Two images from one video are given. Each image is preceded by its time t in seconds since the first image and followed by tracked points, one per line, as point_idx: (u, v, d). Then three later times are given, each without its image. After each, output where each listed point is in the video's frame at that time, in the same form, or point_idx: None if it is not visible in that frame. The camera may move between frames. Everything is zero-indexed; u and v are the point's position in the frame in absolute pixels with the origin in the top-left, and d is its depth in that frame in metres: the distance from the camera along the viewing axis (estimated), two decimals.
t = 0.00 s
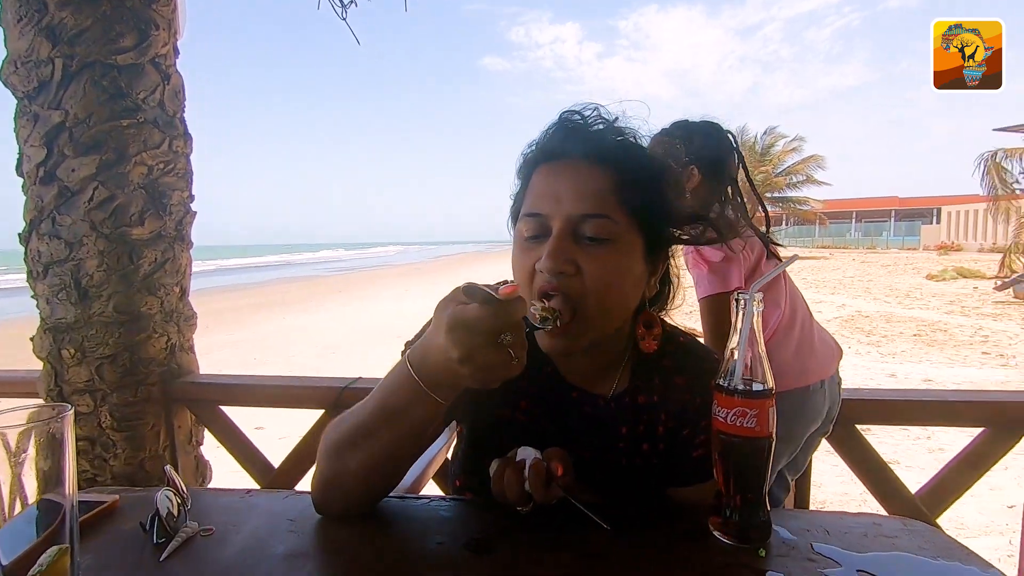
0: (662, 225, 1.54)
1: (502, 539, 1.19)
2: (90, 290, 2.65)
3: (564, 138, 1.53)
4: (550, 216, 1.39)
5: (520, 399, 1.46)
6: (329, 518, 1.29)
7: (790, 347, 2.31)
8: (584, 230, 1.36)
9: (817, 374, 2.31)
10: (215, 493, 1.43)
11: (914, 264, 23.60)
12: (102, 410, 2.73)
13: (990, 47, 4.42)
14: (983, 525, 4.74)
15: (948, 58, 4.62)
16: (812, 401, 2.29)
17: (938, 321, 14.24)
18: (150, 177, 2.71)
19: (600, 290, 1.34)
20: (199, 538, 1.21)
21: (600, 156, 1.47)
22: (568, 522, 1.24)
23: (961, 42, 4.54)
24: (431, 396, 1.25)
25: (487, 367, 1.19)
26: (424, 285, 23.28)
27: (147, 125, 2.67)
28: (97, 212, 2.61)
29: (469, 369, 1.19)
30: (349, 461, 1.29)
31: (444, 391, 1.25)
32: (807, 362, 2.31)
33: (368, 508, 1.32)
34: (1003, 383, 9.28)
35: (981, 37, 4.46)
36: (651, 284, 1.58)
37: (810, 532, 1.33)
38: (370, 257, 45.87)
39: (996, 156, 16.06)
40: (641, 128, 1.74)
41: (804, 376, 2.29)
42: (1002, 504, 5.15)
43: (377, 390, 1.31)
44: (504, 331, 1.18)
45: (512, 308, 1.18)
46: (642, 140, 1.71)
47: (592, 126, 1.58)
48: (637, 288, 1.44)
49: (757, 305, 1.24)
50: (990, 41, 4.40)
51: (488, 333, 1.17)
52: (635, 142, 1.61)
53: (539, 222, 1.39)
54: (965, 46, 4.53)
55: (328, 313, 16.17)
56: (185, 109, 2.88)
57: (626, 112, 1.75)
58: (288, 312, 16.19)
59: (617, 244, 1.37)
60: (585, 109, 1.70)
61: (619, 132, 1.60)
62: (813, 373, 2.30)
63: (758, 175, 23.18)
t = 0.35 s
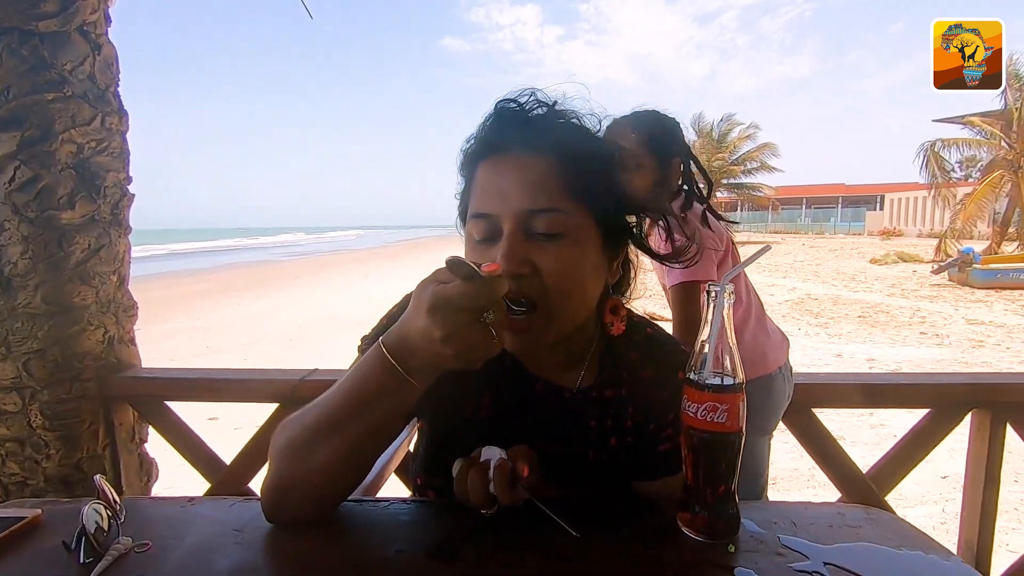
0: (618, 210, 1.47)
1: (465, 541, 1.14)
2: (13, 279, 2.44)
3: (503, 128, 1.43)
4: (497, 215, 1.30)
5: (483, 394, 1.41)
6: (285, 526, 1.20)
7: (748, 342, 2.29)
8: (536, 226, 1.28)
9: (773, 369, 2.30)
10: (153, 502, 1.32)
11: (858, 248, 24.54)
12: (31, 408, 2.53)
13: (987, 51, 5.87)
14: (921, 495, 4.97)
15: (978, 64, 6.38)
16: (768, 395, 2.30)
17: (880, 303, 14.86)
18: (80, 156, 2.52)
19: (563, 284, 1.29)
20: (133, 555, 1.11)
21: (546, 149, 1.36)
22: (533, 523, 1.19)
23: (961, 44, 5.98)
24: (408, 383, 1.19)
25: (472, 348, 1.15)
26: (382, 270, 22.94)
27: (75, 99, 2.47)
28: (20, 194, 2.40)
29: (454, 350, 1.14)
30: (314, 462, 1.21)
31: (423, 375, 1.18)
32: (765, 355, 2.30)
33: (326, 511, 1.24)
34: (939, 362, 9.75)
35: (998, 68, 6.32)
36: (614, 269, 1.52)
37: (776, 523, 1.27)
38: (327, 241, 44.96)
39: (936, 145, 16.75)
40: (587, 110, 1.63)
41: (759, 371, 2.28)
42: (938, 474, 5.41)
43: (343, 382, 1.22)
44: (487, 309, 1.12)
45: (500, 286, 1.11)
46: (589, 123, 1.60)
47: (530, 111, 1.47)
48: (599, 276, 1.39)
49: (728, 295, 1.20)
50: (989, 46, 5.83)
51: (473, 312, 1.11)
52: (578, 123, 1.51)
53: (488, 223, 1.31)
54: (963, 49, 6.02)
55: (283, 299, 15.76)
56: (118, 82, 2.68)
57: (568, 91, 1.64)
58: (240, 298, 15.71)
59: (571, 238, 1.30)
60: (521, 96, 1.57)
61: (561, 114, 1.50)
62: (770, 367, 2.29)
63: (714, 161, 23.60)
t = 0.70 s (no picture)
0: (578, 195, 1.44)
1: (431, 537, 1.11)
2: None
3: (456, 119, 1.36)
4: (462, 210, 1.25)
5: (446, 385, 1.39)
6: (242, 526, 1.16)
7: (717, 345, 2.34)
8: (502, 218, 1.24)
9: (740, 375, 2.32)
10: (101, 506, 1.26)
11: (808, 232, 25.36)
12: None
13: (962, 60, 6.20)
14: (866, 467, 5.20)
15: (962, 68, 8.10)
16: (740, 401, 2.33)
17: (829, 285, 15.40)
18: (10, 139, 2.37)
19: (533, 277, 1.26)
20: (80, 563, 1.05)
21: (504, 140, 1.31)
22: (500, 514, 1.18)
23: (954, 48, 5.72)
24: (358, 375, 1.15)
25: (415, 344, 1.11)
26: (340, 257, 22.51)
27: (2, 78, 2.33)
28: None
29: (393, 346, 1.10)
30: (264, 459, 1.16)
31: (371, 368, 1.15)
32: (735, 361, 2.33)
33: (286, 510, 1.20)
34: (884, 341, 10.20)
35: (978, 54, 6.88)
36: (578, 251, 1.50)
37: (735, 503, 1.29)
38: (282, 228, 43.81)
39: (882, 132, 17.38)
40: (539, 94, 1.57)
41: (724, 374, 2.34)
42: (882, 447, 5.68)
43: (294, 376, 1.19)
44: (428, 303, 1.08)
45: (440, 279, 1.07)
46: (543, 107, 1.55)
47: (481, 99, 1.41)
48: (565, 263, 1.37)
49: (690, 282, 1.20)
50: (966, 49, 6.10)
51: (413, 305, 1.07)
52: (529, 106, 1.46)
53: (452, 220, 1.26)
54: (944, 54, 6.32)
55: (237, 288, 15.31)
56: (51, 60, 2.52)
57: (518, 75, 1.58)
58: (192, 287, 15.18)
59: (540, 225, 1.27)
60: (469, 84, 1.49)
61: (512, 99, 1.45)
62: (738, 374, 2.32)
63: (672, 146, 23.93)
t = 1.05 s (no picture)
0: (562, 188, 1.47)
1: (415, 520, 1.14)
2: None
3: (444, 106, 1.37)
4: (449, 199, 1.27)
5: (429, 374, 1.41)
6: (217, 513, 1.17)
7: (781, 393, 2.13)
8: (487, 208, 1.26)
9: (795, 433, 2.15)
10: (84, 496, 1.27)
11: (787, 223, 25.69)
12: None
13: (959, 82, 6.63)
14: (841, 452, 5.33)
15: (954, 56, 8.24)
16: (786, 454, 2.17)
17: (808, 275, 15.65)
18: None
19: (516, 267, 1.28)
20: (64, 552, 1.06)
21: (493, 128, 1.33)
22: (481, 498, 1.21)
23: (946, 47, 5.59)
24: (258, 380, 1.17)
25: (255, 344, 1.02)
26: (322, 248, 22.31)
27: None
28: None
29: (240, 352, 1.03)
30: (203, 457, 1.20)
31: (268, 374, 1.16)
32: (795, 417, 2.13)
33: (264, 499, 1.22)
34: (859, 329, 10.41)
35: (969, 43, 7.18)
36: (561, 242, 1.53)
37: (709, 484, 1.34)
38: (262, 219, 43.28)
39: (860, 124, 17.65)
40: (528, 86, 1.58)
41: (781, 425, 2.14)
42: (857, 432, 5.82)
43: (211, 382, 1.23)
44: (238, 301, 0.98)
45: (231, 274, 0.96)
46: (531, 100, 1.57)
47: (470, 88, 1.41)
48: (549, 253, 1.40)
49: (665, 272, 1.24)
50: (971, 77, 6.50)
51: (220, 304, 0.97)
52: (518, 97, 1.48)
53: (439, 209, 1.28)
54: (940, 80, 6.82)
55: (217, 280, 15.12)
56: (22, 47, 2.48)
57: (506, 66, 1.58)
58: (170, 280, 14.94)
59: (523, 216, 1.29)
60: (458, 73, 1.50)
61: (501, 88, 1.46)
62: (794, 431, 2.14)
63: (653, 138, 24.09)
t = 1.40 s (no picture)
0: (559, 177, 1.48)
1: (415, 499, 1.16)
2: None
3: (443, 93, 1.38)
4: (445, 186, 1.28)
5: (427, 357, 1.43)
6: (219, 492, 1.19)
7: (851, 388, 1.99)
8: (483, 196, 1.28)
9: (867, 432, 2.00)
10: (86, 475, 1.28)
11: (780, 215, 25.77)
12: None
13: (991, 50, 6.05)
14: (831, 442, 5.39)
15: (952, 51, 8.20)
16: (852, 452, 2.03)
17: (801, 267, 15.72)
18: None
19: (511, 253, 1.30)
20: (68, 527, 1.08)
21: (491, 115, 1.34)
22: (479, 476, 1.23)
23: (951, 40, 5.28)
24: (253, 360, 1.16)
25: (238, 316, 1.03)
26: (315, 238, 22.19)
27: None
28: None
29: (224, 324, 1.04)
30: (201, 437, 1.21)
31: (262, 354, 1.15)
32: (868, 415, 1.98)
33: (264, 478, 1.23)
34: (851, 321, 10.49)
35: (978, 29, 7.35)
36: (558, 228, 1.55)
37: (701, 464, 1.37)
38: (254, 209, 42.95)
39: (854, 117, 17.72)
40: (528, 73, 1.60)
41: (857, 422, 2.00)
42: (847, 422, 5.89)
43: (210, 361, 1.24)
44: (224, 269, 0.99)
45: (218, 242, 0.98)
46: (532, 87, 1.58)
47: (470, 74, 1.43)
48: (545, 241, 1.41)
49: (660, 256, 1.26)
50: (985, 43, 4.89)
51: (207, 272, 0.99)
52: (517, 85, 1.48)
53: (435, 195, 1.29)
54: (967, 46, 5.71)
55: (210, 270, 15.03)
56: (14, 29, 2.46)
57: (506, 54, 1.60)
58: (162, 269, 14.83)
59: (519, 204, 1.30)
60: (460, 60, 1.51)
61: (501, 76, 1.47)
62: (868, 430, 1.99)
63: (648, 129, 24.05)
